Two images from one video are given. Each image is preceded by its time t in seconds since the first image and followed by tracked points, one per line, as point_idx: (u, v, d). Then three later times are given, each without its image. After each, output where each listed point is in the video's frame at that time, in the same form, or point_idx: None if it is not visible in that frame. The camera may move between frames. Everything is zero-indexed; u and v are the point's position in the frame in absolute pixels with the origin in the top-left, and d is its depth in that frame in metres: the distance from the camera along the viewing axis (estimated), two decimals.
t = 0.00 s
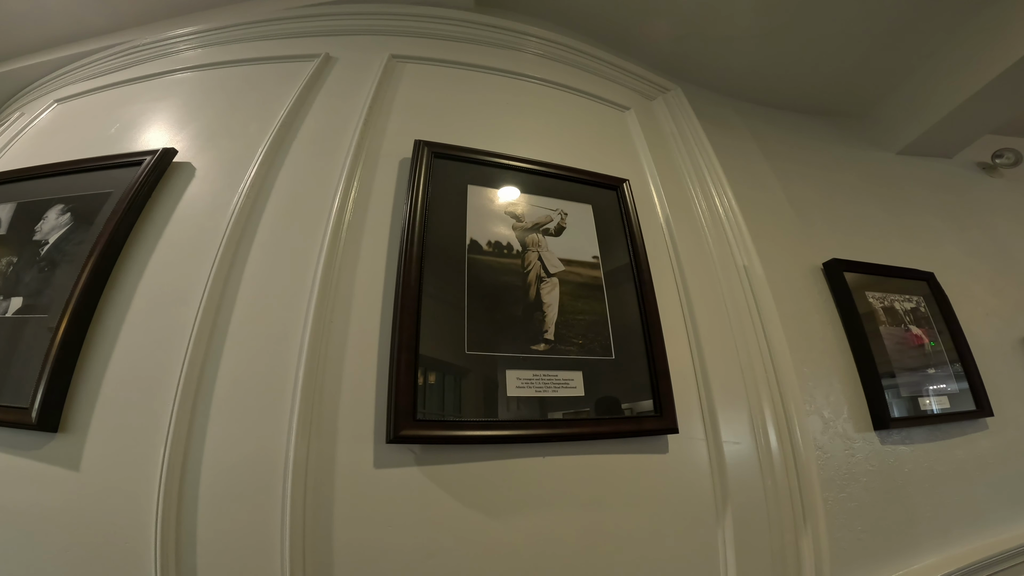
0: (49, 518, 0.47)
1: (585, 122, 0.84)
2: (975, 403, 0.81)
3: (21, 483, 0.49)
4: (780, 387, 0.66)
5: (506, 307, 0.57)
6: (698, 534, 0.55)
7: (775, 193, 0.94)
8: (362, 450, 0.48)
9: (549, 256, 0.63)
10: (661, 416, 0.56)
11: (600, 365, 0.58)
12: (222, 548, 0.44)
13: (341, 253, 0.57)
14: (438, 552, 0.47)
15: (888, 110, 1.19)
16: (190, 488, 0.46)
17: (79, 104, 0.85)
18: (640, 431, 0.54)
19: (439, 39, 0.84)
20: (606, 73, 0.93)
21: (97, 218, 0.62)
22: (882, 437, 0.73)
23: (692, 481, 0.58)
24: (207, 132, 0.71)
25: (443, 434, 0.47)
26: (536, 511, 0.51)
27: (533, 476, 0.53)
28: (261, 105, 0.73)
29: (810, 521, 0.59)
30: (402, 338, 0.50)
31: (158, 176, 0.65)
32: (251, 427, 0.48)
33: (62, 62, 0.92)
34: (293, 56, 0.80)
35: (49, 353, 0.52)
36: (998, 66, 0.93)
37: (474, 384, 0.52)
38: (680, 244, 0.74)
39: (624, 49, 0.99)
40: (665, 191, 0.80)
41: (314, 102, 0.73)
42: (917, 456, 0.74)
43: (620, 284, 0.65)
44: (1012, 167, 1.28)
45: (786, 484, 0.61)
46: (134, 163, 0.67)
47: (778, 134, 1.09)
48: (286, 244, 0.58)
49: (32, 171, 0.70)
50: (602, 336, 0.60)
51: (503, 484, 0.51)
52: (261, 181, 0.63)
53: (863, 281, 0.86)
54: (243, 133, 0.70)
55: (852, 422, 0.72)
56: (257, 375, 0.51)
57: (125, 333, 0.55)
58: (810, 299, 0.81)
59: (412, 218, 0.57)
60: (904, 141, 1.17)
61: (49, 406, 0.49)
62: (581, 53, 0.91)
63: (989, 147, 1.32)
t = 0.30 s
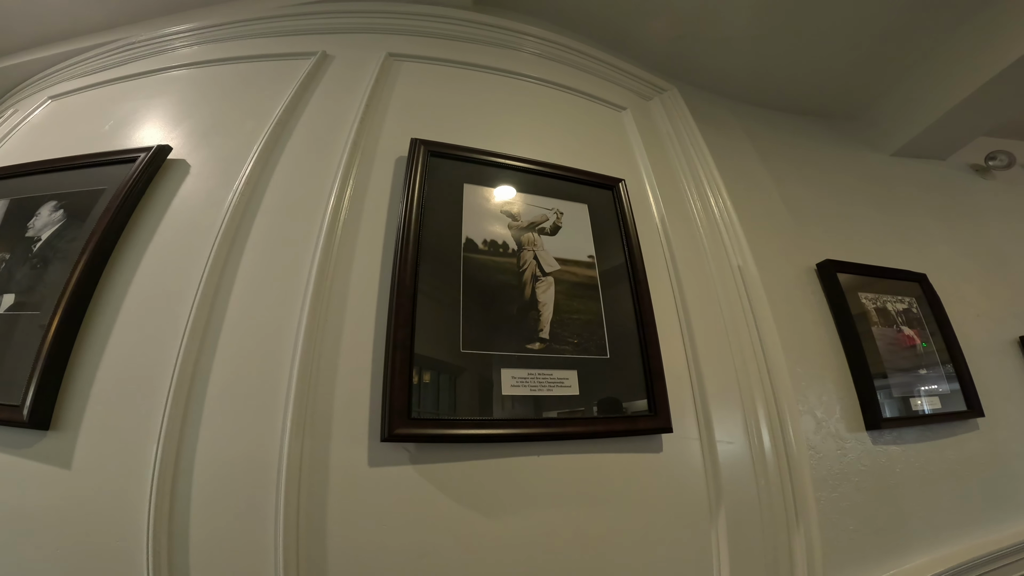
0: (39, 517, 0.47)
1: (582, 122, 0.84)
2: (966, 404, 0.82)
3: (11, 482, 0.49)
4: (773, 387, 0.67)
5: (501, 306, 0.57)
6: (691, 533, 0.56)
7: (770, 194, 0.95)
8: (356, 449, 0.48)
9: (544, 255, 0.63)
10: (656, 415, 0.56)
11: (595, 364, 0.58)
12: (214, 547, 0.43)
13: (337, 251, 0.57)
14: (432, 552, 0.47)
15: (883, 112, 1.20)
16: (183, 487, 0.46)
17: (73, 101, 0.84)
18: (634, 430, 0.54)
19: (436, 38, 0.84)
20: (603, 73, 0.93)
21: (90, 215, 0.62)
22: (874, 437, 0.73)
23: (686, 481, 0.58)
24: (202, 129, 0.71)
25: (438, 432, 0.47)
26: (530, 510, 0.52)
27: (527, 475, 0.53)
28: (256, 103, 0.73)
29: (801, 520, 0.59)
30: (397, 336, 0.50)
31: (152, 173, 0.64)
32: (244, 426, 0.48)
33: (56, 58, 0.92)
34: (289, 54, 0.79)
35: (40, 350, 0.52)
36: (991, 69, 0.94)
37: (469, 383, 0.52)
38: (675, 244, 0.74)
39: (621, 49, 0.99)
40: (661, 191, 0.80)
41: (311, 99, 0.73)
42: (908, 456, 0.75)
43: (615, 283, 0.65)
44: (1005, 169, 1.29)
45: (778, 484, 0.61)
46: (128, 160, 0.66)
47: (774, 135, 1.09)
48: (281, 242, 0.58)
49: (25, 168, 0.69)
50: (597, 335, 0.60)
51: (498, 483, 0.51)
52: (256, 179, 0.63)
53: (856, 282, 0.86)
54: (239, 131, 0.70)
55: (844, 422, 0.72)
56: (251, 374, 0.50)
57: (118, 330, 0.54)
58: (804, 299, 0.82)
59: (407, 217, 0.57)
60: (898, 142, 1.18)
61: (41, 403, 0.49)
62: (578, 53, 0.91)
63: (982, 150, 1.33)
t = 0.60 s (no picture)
0: (26, 511, 0.47)
1: (573, 121, 0.85)
2: (950, 402, 0.83)
3: None
4: (759, 384, 0.68)
5: (490, 301, 0.58)
6: (678, 527, 0.56)
7: (759, 193, 0.96)
8: (346, 441, 0.49)
9: (534, 251, 0.64)
10: (642, 410, 0.57)
11: (583, 359, 0.59)
12: (202, 539, 0.44)
13: (328, 246, 0.58)
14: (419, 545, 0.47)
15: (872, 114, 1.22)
16: (172, 478, 0.46)
17: (65, 97, 0.84)
18: (621, 424, 0.55)
19: (429, 37, 0.85)
20: (595, 73, 0.94)
21: (81, 210, 0.62)
22: (858, 434, 0.74)
23: (673, 476, 0.59)
24: (194, 125, 0.71)
25: (426, 425, 0.48)
26: (518, 504, 0.52)
27: (515, 469, 0.53)
28: (248, 100, 0.73)
29: (785, 514, 0.61)
30: (388, 330, 0.50)
31: (143, 168, 0.65)
32: (234, 419, 0.48)
33: (48, 55, 0.91)
34: (282, 51, 0.80)
35: (29, 343, 0.52)
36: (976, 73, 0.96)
37: (458, 376, 0.52)
38: (663, 242, 0.75)
39: (614, 49, 1.00)
40: (650, 190, 0.81)
41: (303, 97, 0.73)
42: (892, 453, 0.76)
43: (604, 280, 0.66)
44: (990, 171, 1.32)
45: (763, 479, 0.62)
46: (119, 155, 0.67)
47: (764, 137, 1.11)
48: (272, 237, 0.59)
49: (16, 163, 0.69)
50: (585, 330, 0.61)
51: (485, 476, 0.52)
52: (247, 175, 0.63)
53: (842, 281, 0.88)
54: (231, 127, 0.70)
55: (829, 419, 0.73)
56: (240, 368, 0.51)
57: (107, 324, 0.54)
58: (791, 297, 0.83)
59: (398, 212, 0.58)
60: (885, 144, 1.19)
61: (30, 395, 0.49)
62: (570, 52, 0.92)
63: (967, 152, 1.35)
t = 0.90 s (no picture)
0: (12, 505, 0.47)
1: (564, 122, 0.86)
2: (928, 400, 0.86)
3: None
4: (742, 381, 0.69)
5: (479, 298, 0.59)
6: (662, 520, 0.58)
7: (745, 195, 0.98)
8: (335, 435, 0.50)
9: (523, 249, 0.65)
10: (628, 405, 0.58)
11: (569, 355, 0.60)
12: (191, 531, 0.44)
13: (319, 243, 0.58)
14: (407, 538, 0.48)
15: (856, 118, 1.25)
16: (161, 470, 0.46)
17: (56, 93, 0.84)
18: (606, 419, 0.56)
19: (422, 37, 0.86)
20: (586, 74, 0.96)
21: (72, 205, 0.62)
22: (839, 431, 0.76)
23: (658, 470, 0.60)
24: (186, 122, 0.71)
25: (416, 418, 0.49)
26: (505, 497, 0.53)
27: (503, 462, 0.54)
28: (240, 98, 0.74)
29: (766, 508, 0.62)
30: (377, 325, 0.51)
31: (135, 164, 0.65)
32: (224, 413, 0.49)
33: (39, 51, 0.91)
34: (275, 50, 0.80)
35: (19, 337, 0.52)
36: (956, 78, 0.99)
37: (447, 371, 0.53)
38: (650, 241, 0.76)
39: (605, 51, 1.01)
40: (638, 190, 0.82)
41: (296, 95, 0.73)
42: (872, 450, 0.78)
43: (592, 278, 0.67)
44: (970, 175, 1.35)
45: (746, 474, 0.63)
46: (111, 151, 0.67)
47: (752, 140, 1.13)
48: (263, 234, 0.59)
49: (5, 158, 0.69)
50: (572, 327, 0.62)
51: (473, 470, 0.53)
52: (239, 172, 0.64)
53: (825, 282, 0.90)
54: (223, 124, 0.70)
55: (810, 417, 0.75)
56: (231, 363, 0.51)
57: (97, 319, 0.55)
58: (775, 297, 0.85)
59: (389, 209, 0.59)
60: (869, 146, 1.22)
61: (18, 389, 0.49)
62: (561, 54, 0.93)
63: (948, 156, 1.39)
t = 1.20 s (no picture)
0: None
1: (557, 127, 0.88)
2: (903, 406, 0.88)
3: None
4: (725, 385, 0.71)
5: (470, 300, 0.60)
6: (647, 519, 0.59)
7: (731, 203, 1.00)
8: (327, 433, 0.50)
9: (513, 252, 0.66)
10: (614, 407, 0.60)
11: (558, 356, 0.61)
12: (180, 527, 0.45)
13: (312, 243, 0.59)
14: (396, 536, 0.49)
15: (839, 128, 1.28)
16: (151, 467, 0.47)
17: (48, 89, 0.83)
18: (593, 420, 0.57)
19: (418, 40, 0.87)
20: (579, 81, 0.97)
21: (63, 201, 0.62)
22: (818, 435, 0.79)
23: (642, 471, 0.61)
24: (180, 120, 0.71)
25: (407, 417, 0.50)
26: (493, 496, 0.54)
27: (491, 461, 0.55)
28: (235, 97, 0.74)
29: (747, 508, 0.64)
30: (370, 325, 0.52)
31: (128, 161, 0.65)
32: (214, 410, 0.49)
33: (31, 47, 0.90)
34: (270, 50, 0.81)
35: (8, 332, 0.52)
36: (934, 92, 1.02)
37: (438, 371, 0.54)
38: (638, 246, 0.78)
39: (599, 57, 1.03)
40: (627, 196, 0.84)
41: (291, 95, 0.74)
42: (849, 454, 0.80)
43: (581, 282, 0.69)
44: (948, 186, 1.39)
45: (727, 475, 0.65)
46: (104, 147, 0.67)
47: (741, 148, 1.16)
48: (257, 233, 0.60)
49: None
50: (561, 329, 0.63)
51: (462, 468, 0.54)
52: (233, 171, 0.64)
53: (806, 289, 0.92)
54: (218, 123, 0.71)
55: (790, 421, 0.77)
56: (223, 361, 0.52)
57: (87, 316, 0.55)
58: (758, 303, 0.87)
59: (383, 211, 0.60)
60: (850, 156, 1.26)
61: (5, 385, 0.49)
62: (555, 60, 0.95)
63: (926, 168, 1.43)
